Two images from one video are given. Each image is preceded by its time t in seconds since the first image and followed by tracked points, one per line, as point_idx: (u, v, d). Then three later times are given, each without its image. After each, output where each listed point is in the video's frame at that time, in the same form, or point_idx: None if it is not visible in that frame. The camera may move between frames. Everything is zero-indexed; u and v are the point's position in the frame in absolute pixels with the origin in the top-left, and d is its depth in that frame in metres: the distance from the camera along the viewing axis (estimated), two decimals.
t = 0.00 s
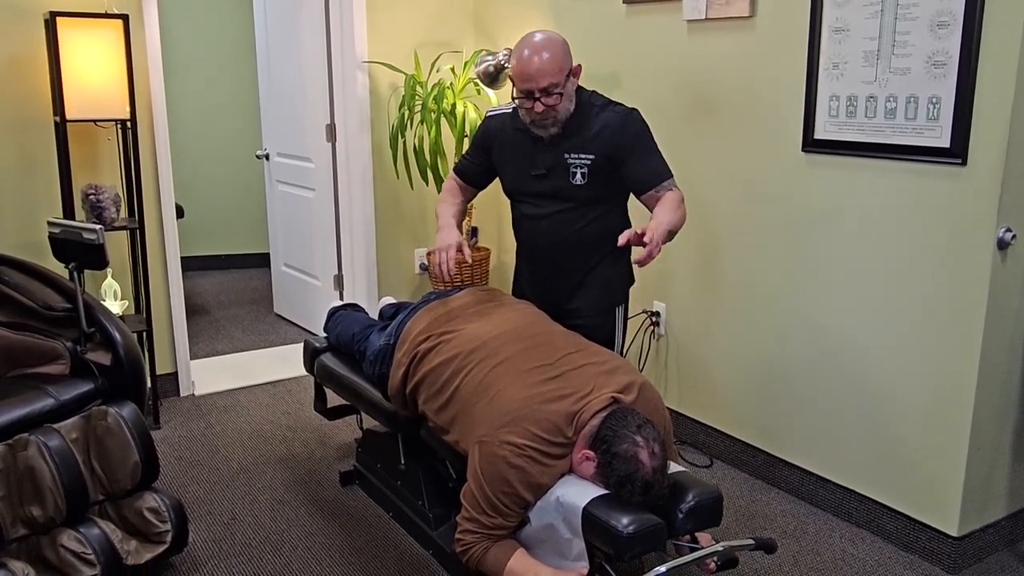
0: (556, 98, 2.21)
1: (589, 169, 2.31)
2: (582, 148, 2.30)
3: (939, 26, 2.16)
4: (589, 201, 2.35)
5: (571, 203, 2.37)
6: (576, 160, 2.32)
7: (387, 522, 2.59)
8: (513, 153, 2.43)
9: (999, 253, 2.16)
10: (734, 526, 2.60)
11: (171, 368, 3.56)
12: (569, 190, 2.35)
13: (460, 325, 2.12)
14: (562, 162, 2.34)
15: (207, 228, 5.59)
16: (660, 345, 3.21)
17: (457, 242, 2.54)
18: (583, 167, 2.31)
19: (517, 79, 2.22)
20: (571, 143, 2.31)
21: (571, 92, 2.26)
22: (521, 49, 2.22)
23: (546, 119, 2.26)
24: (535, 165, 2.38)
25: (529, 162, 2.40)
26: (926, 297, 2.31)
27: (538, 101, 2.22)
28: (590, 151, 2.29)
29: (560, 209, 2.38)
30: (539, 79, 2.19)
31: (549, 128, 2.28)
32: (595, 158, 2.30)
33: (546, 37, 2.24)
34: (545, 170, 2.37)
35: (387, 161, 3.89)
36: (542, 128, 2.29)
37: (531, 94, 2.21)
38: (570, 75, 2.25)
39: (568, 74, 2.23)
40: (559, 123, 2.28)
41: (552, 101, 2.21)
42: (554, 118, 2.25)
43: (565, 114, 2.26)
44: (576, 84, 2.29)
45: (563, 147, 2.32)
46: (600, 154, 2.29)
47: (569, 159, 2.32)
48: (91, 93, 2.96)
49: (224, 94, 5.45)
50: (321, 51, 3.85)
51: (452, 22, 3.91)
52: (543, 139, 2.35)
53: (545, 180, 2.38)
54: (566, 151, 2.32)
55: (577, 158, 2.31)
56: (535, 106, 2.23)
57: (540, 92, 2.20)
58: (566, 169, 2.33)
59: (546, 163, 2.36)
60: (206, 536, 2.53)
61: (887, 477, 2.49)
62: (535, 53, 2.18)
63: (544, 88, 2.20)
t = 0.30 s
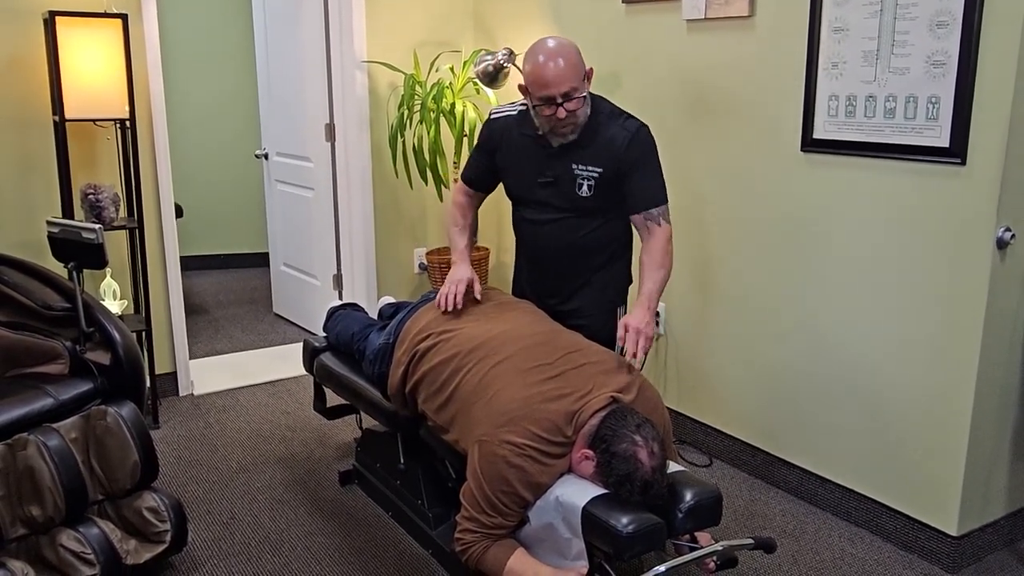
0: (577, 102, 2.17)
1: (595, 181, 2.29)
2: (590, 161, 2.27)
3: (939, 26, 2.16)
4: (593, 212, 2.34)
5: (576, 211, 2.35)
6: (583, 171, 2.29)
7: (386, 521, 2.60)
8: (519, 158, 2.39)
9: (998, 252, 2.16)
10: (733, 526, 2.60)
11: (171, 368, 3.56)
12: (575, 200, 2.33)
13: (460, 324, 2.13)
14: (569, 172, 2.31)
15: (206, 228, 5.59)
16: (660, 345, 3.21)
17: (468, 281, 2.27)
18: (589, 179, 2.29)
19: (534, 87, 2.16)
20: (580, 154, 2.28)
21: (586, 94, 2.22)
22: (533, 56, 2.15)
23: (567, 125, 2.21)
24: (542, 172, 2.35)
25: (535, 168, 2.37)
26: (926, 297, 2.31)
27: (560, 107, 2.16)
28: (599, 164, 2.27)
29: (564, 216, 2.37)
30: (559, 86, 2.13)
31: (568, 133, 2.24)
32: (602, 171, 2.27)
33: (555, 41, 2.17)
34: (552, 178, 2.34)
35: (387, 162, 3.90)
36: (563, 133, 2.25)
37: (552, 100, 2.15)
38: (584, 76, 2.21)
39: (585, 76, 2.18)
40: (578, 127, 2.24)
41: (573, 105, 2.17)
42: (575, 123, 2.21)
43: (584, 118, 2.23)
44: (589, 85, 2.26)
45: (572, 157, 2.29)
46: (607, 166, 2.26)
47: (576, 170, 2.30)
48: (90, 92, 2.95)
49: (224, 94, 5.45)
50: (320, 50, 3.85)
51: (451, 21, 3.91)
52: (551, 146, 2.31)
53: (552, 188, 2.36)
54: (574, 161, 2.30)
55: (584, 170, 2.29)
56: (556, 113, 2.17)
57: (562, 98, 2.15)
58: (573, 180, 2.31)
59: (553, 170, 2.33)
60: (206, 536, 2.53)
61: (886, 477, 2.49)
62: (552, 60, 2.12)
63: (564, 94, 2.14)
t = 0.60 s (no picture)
0: (586, 98, 2.17)
1: (601, 181, 2.28)
2: (595, 161, 2.27)
3: (936, 26, 2.16)
4: (597, 213, 2.34)
5: (579, 213, 2.35)
6: (588, 172, 2.29)
7: (384, 521, 2.60)
8: (522, 159, 2.38)
9: (996, 252, 2.16)
10: (731, 525, 2.60)
11: (169, 368, 3.56)
12: (579, 201, 2.33)
13: (458, 324, 2.13)
14: (574, 172, 2.30)
15: (204, 228, 5.58)
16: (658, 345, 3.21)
17: (470, 287, 2.27)
18: (595, 179, 2.28)
19: (542, 84, 2.15)
20: (584, 154, 2.28)
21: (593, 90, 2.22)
22: (540, 54, 2.15)
23: (575, 121, 2.21)
24: (546, 172, 2.34)
25: (538, 169, 2.36)
26: (924, 296, 2.31)
27: (569, 103, 2.15)
28: (604, 165, 2.27)
29: (567, 217, 2.36)
30: (568, 82, 2.12)
31: (577, 129, 2.23)
32: (607, 171, 2.27)
33: (561, 38, 2.17)
34: (556, 178, 2.33)
35: (385, 163, 3.90)
36: (571, 130, 2.24)
37: (561, 97, 2.14)
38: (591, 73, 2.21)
39: (592, 73, 2.18)
40: (587, 123, 2.23)
41: (583, 101, 2.16)
42: (583, 119, 2.21)
43: (591, 114, 2.23)
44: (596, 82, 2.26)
45: (576, 158, 2.29)
46: (612, 166, 2.27)
47: (581, 170, 2.29)
48: (88, 92, 2.96)
49: (223, 94, 5.44)
50: (318, 50, 3.84)
51: (450, 21, 3.91)
52: (557, 145, 2.30)
53: (555, 189, 2.35)
54: (578, 161, 2.29)
55: (589, 170, 2.28)
56: (565, 109, 2.16)
57: (571, 94, 2.14)
58: (578, 181, 2.30)
59: (558, 171, 2.32)
60: (204, 535, 2.53)
61: (884, 477, 2.49)
62: (559, 56, 2.12)
63: (574, 90, 2.14)
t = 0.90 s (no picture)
0: (584, 108, 2.16)
1: (599, 187, 2.29)
2: (595, 166, 2.27)
3: (931, 26, 2.16)
4: (596, 218, 2.34)
5: (578, 217, 2.35)
6: (587, 177, 2.29)
7: (381, 521, 2.60)
8: (520, 162, 2.37)
9: (990, 252, 2.17)
10: (727, 525, 2.60)
11: (165, 369, 3.55)
12: (577, 206, 2.33)
13: (454, 325, 2.13)
14: (573, 178, 2.31)
15: (201, 229, 5.58)
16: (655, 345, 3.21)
17: (467, 290, 2.28)
18: (593, 185, 2.28)
19: (542, 91, 2.14)
20: (584, 160, 2.28)
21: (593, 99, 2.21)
22: (540, 60, 2.13)
23: (573, 129, 2.21)
24: (545, 177, 2.34)
25: (537, 173, 2.35)
26: (919, 296, 2.31)
27: (567, 113, 2.15)
28: (603, 171, 2.27)
29: (565, 220, 2.37)
30: (567, 91, 2.11)
31: (575, 137, 2.24)
32: (606, 178, 2.27)
33: (562, 43, 2.15)
34: (555, 183, 2.33)
35: (382, 163, 3.90)
36: (569, 138, 2.24)
37: (558, 106, 2.14)
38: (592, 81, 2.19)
39: (593, 81, 2.16)
40: (585, 132, 2.23)
41: (580, 111, 2.15)
42: (581, 128, 2.21)
43: (590, 122, 2.22)
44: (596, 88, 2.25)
45: (576, 163, 2.29)
46: (611, 173, 2.27)
47: (580, 176, 2.29)
48: (84, 93, 2.95)
49: (219, 95, 5.44)
50: (315, 50, 3.84)
51: (446, 22, 3.92)
52: (556, 150, 2.30)
53: (554, 194, 2.35)
54: (577, 167, 2.29)
55: (588, 175, 2.28)
56: (563, 118, 2.16)
57: (568, 104, 2.13)
58: (577, 186, 2.30)
59: (557, 176, 2.32)
60: (201, 536, 2.53)
61: (879, 477, 2.50)
62: (559, 64, 2.10)
63: (572, 100, 2.13)
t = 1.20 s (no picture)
0: (580, 107, 2.15)
1: (597, 186, 2.28)
2: (592, 166, 2.27)
3: (926, 27, 2.17)
4: (593, 217, 2.34)
5: (575, 217, 2.35)
6: (584, 176, 2.29)
7: (378, 522, 2.60)
8: (517, 162, 2.36)
9: (986, 252, 2.17)
10: (724, 525, 2.60)
11: (163, 371, 3.55)
12: (574, 206, 2.33)
13: (451, 327, 2.13)
14: (570, 178, 2.30)
15: (198, 230, 5.58)
16: (652, 345, 3.22)
17: (463, 291, 2.28)
18: (591, 184, 2.28)
19: (538, 88, 2.14)
20: (580, 159, 2.27)
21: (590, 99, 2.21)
22: (537, 58, 2.13)
23: (569, 128, 2.20)
24: (542, 177, 2.33)
25: (534, 174, 2.34)
26: (914, 296, 2.32)
27: (563, 111, 2.15)
28: (600, 169, 2.27)
29: (562, 220, 2.36)
30: (564, 89, 2.11)
31: (570, 136, 2.23)
32: (604, 176, 2.27)
33: (560, 42, 2.15)
34: (552, 183, 2.32)
35: (379, 164, 3.90)
36: (564, 137, 2.23)
37: (555, 103, 2.14)
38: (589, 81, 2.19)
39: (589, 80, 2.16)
40: (580, 131, 2.23)
41: (576, 109, 2.15)
42: (577, 127, 2.20)
43: (586, 122, 2.22)
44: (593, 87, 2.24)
45: (572, 163, 2.28)
46: (608, 171, 2.27)
47: (576, 175, 2.29)
48: (80, 94, 2.95)
49: (217, 96, 5.44)
50: (311, 51, 3.84)
51: (443, 23, 3.92)
52: (552, 150, 2.29)
53: (551, 194, 2.34)
54: (574, 167, 2.29)
55: (585, 175, 2.28)
56: (559, 116, 2.16)
57: (564, 102, 2.13)
58: (574, 186, 2.30)
59: (554, 176, 2.32)
60: (198, 538, 2.53)
61: (876, 477, 2.50)
62: (556, 62, 2.10)
63: (568, 98, 2.13)
